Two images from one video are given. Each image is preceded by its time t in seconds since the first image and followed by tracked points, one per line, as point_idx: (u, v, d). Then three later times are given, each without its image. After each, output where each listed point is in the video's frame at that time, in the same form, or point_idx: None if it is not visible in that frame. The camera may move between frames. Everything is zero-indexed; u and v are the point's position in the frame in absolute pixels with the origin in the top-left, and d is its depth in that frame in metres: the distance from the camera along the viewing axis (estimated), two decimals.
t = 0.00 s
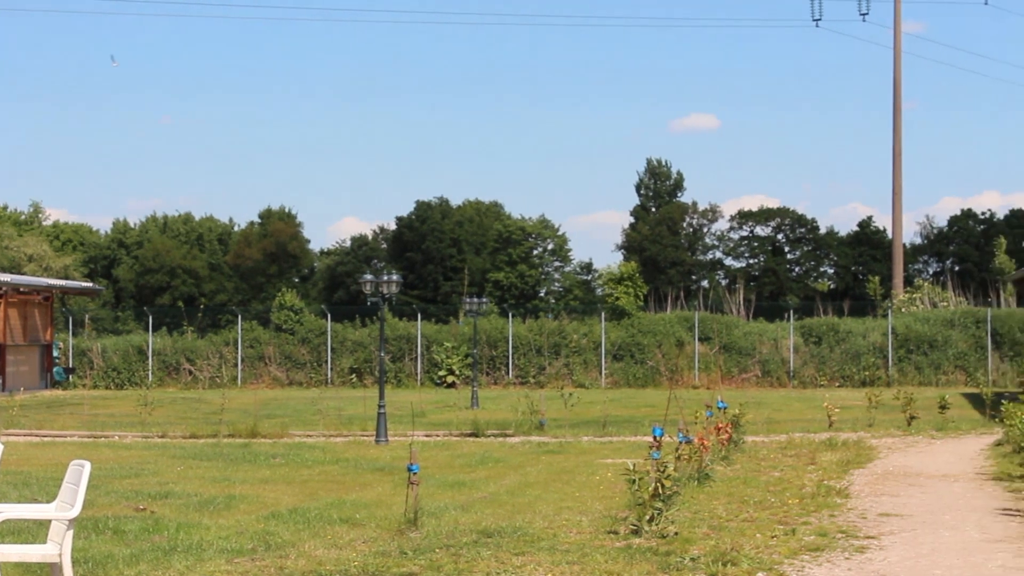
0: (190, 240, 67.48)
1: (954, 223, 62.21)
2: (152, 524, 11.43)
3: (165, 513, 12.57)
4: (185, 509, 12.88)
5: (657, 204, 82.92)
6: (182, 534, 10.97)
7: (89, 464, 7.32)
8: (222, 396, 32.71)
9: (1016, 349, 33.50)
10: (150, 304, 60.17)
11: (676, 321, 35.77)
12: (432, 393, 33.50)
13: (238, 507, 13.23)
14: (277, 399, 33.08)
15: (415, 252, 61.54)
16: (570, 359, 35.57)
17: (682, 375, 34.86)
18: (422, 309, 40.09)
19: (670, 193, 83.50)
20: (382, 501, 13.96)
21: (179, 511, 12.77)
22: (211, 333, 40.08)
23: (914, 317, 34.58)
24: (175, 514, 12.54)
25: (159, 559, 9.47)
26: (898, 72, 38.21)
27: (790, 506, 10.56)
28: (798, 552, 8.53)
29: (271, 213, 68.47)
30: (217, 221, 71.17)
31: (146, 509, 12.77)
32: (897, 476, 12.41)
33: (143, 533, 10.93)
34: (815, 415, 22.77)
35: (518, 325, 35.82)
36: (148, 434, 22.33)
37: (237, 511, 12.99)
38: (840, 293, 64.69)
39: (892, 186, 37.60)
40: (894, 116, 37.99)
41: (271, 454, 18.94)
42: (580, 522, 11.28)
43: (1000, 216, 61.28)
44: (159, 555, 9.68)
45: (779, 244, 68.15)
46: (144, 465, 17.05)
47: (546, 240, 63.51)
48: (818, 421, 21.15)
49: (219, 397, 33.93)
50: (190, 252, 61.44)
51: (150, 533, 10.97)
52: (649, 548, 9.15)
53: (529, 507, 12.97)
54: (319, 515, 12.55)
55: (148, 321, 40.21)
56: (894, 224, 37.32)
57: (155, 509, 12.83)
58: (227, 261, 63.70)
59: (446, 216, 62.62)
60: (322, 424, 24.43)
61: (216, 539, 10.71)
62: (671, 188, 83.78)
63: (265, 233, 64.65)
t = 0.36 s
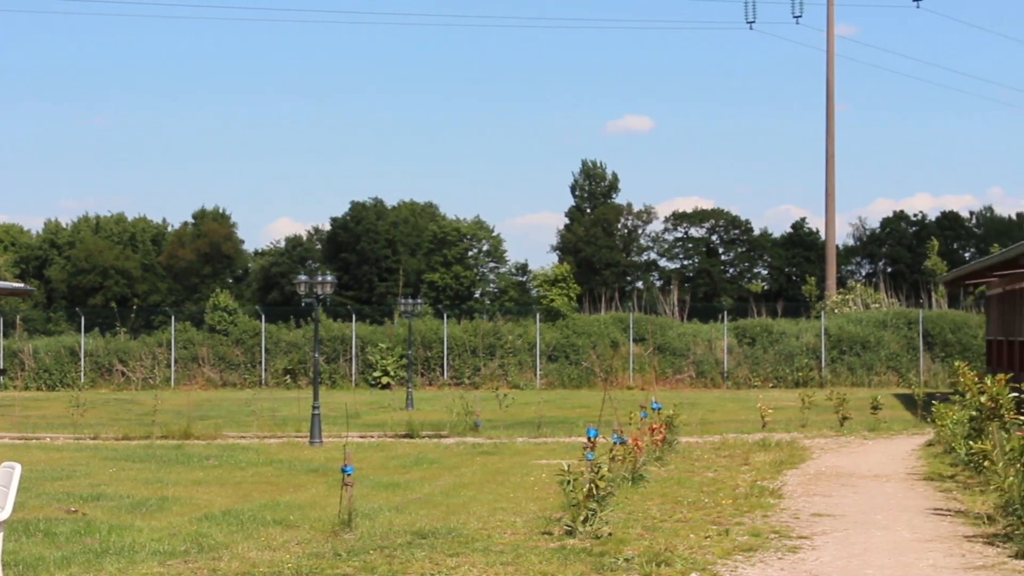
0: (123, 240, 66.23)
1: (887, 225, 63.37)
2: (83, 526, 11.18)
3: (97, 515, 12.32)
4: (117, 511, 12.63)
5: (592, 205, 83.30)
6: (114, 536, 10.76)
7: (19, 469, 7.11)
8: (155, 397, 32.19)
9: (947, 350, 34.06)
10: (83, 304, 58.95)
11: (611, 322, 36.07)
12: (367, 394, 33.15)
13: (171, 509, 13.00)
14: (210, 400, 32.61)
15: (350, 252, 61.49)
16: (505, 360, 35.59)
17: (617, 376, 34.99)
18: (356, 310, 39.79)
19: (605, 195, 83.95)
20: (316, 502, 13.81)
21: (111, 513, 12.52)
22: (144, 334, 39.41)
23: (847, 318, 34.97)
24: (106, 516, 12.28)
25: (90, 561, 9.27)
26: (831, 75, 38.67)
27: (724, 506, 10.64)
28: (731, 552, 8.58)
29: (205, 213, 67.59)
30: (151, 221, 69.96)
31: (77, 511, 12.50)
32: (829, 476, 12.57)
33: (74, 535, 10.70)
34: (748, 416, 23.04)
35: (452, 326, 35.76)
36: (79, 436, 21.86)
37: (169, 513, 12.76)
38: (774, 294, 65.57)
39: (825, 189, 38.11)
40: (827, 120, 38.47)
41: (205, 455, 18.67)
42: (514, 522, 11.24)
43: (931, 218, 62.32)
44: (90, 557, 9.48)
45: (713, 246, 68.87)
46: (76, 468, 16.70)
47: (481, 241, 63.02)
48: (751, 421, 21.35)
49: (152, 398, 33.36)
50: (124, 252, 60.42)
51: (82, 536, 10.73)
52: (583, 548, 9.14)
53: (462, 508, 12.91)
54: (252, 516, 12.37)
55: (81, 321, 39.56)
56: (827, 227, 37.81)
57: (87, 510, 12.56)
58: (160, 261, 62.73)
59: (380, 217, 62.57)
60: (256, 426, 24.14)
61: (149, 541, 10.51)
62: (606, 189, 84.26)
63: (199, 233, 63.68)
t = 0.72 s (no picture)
0: (60, 241, 64.91)
1: (827, 227, 64.40)
2: (19, 529, 10.94)
3: (33, 518, 12.06)
4: (54, 514, 12.38)
5: (533, 206, 83.33)
6: (51, 539, 10.53)
7: None
8: (93, 400, 31.65)
9: (885, 351, 34.51)
10: (20, 306, 57.66)
11: (552, 323, 35.94)
12: (309, 397, 32.84)
13: (109, 512, 12.77)
14: (149, 402, 32.15)
15: (290, 254, 61.01)
16: (446, 361, 35.54)
17: (558, 377, 35.03)
18: (298, 311, 39.44)
19: (546, 196, 84.10)
20: (257, 504, 13.65)
21: (48, 516, 12.27)
22: (82, 336, 38.76)
23: (787, 320, 35.27)
24: (43, 519, 12.03)
25: (26, 565, 9.06)
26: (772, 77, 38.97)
27: (665, 507, 10.68)
28: (671, 552, 8.61)
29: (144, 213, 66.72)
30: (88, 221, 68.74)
31: (13, 514, 12.23)
32: (768, 476, 12.69)
33: (10, 538, 10.46)
34: (689, 417, 23.26)
35: (394, 328, 35.74)
36: (14, 438, 21.44)
37: (108, 515, 12.54)
38: (714, 295, 66.19)
39: (765, 191, 38.47)
40: (767, 123, 38.83)
41: (144, 457, 18.40)
42: (456, 523, 11.19)
43: (870, 220, 63.20)
44: (26, 560, 9.27)
45: (654, 247, 69.36)
46: (11, 470, 16.36)
47: (422, 242, 62.89)
48: (692, 422, 21.48)
49: (90, 401, 32.78)
50: (61, 253, 59.38)
51: (18, 539, 10.50)
52: (525, 549, 9.12)
53: (404, 510, 12.84)
54: (192, 518, 12.19)
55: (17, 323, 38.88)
56: (768, 229, 38.16)
57: (22, 513, 12.30)
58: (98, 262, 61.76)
59: (321, 218, 62.62)
60: (196, 428, 23.84)
61: (86, 543, 10.30)
62: (547, 190, 84.39)
63: (138, 234, 62.67)
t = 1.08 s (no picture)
0: None
1: (766, 228, 65.18)
2: None
3: None
4: None
5: (472, 207, 83.21)
6: None
7: None
8: (29, 401, 31.09)
9: (824, 352, 34.89)
10: None
11: (492, 324, 35.94)
12: (250, 398, 32.49)
13: (45, 514, 12.52)
14: (87, 404, 31.64)
15: (230, 255, 61.19)
16: (386, 362, 35.43)
17: (498, 378, 34.98)
18: (238, 312, 39.00)
19: (485, 197, 84.11)
20: (195, 506, 13.45)
21: None
22: (18, 337, 38.04)
23: (726, 321, 35.58)
24: None
25: None
26: (711, 78, 39.32)
27: (605, 507, 10.71)
28: (610, 553, 8.62)
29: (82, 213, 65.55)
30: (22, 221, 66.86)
31: None
32: (707, 476, 12.77)
33: None
34: (629, 417, 23.39)
35: (333, 329, 35.60)
36: None
37: (43, 518, 12.29)
38: (654, 296, 66.65)
39: (705, 191, 38.74)
40: (707, 124, 39.12)
41: (80, 459, 18.06)
42: (396, 525, 11.11)
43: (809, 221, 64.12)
44: None
45: (594, 248, 69.76)
46: None
47: (362, 243, 62.61)
48: (631, 423, 21.59)
49: (26, 402, 32.17)
50: None
51: None
52: (464, 550, 9.08)
53: (344, 511, 12.73)
54: (130, 520, 11.98)
55: None
56: (707, 231, 38.45)
57: None
58: (34, 262, 60.54)
59: (262, 219, 62.38)
60: (133, 429, 23.45)
61: (21, 546, 10.08)
62: (487, 191, 84.37)
63: (76, 235, 61.53)
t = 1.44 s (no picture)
0: None
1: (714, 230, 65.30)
2: None
3: None
4: None
5: (421, 208, 83.02)
6: None
7: None
8: None
9: (772, 353, 35.18)
10: None
11: (440, 325, 35.88)
12: (199, 399, 32.17)
13: None
14: (32, 407, 31.16)
15: (177, 256, 60.62)
16: (335, 364, 35.28)
17: (446, 380, 34.95)
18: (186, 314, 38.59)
19: (435, 198, 83.94)
20: (142, 509, 13.26)
21: None
22: None
23: (675, 321, 35.77)
24: None
25: None
26: (660, 81, 39.54)
27: (554, 508, 10.71)
28: (560, 554, 8.62)
29: (27, 214, 64.57)
30: None
31: None
32: (656, 477, 12.81)
33: None
34: (579, 418, 23.44)
35: (282, 331, 35.43)
36: None
37: None
38: (603, 297, 66.86)
39: (653, 193, 38.94)
40: (655, 126, 39.33)
41: (25, 462, 17.72)
42: (344, 527, 11.02)
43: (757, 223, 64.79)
44: None
45: (543, 249, 69.96)
46: None
47: (311, 245, 62.00)
48: (581, 424, 21.62)
49: None
50: None
51: None
52: (413, 552, 9.04)
53: (293, 513, 12.62)
54: (75, 523, 11.78)
55: None
56: (656, 232, 38.64)
57: None
58: None
59: (209, 221, 62.11)
60: (79, 431, 23.08)
61: None
62: (436, 192, 84.20)
63: (21, 235, 60.64)
